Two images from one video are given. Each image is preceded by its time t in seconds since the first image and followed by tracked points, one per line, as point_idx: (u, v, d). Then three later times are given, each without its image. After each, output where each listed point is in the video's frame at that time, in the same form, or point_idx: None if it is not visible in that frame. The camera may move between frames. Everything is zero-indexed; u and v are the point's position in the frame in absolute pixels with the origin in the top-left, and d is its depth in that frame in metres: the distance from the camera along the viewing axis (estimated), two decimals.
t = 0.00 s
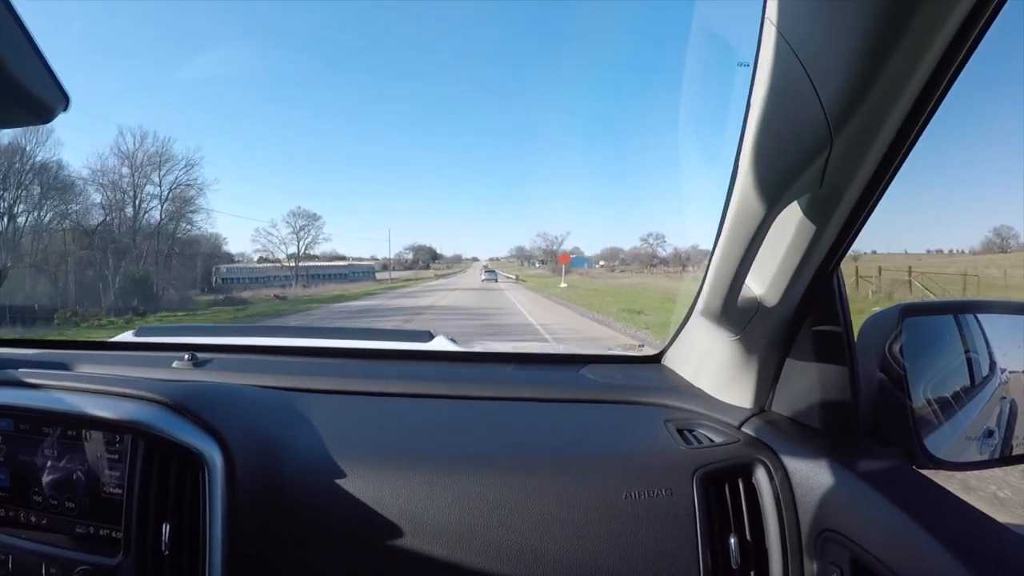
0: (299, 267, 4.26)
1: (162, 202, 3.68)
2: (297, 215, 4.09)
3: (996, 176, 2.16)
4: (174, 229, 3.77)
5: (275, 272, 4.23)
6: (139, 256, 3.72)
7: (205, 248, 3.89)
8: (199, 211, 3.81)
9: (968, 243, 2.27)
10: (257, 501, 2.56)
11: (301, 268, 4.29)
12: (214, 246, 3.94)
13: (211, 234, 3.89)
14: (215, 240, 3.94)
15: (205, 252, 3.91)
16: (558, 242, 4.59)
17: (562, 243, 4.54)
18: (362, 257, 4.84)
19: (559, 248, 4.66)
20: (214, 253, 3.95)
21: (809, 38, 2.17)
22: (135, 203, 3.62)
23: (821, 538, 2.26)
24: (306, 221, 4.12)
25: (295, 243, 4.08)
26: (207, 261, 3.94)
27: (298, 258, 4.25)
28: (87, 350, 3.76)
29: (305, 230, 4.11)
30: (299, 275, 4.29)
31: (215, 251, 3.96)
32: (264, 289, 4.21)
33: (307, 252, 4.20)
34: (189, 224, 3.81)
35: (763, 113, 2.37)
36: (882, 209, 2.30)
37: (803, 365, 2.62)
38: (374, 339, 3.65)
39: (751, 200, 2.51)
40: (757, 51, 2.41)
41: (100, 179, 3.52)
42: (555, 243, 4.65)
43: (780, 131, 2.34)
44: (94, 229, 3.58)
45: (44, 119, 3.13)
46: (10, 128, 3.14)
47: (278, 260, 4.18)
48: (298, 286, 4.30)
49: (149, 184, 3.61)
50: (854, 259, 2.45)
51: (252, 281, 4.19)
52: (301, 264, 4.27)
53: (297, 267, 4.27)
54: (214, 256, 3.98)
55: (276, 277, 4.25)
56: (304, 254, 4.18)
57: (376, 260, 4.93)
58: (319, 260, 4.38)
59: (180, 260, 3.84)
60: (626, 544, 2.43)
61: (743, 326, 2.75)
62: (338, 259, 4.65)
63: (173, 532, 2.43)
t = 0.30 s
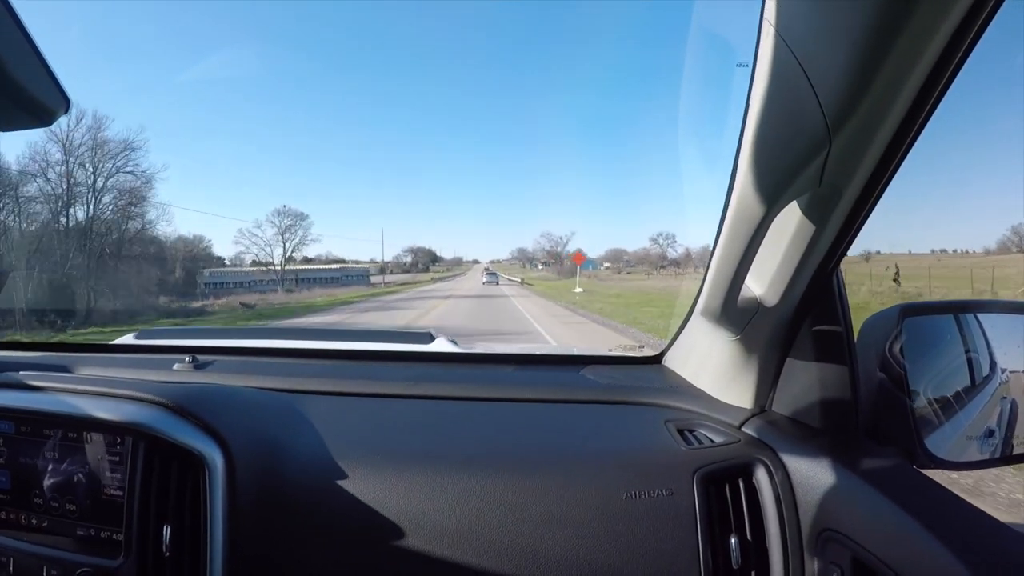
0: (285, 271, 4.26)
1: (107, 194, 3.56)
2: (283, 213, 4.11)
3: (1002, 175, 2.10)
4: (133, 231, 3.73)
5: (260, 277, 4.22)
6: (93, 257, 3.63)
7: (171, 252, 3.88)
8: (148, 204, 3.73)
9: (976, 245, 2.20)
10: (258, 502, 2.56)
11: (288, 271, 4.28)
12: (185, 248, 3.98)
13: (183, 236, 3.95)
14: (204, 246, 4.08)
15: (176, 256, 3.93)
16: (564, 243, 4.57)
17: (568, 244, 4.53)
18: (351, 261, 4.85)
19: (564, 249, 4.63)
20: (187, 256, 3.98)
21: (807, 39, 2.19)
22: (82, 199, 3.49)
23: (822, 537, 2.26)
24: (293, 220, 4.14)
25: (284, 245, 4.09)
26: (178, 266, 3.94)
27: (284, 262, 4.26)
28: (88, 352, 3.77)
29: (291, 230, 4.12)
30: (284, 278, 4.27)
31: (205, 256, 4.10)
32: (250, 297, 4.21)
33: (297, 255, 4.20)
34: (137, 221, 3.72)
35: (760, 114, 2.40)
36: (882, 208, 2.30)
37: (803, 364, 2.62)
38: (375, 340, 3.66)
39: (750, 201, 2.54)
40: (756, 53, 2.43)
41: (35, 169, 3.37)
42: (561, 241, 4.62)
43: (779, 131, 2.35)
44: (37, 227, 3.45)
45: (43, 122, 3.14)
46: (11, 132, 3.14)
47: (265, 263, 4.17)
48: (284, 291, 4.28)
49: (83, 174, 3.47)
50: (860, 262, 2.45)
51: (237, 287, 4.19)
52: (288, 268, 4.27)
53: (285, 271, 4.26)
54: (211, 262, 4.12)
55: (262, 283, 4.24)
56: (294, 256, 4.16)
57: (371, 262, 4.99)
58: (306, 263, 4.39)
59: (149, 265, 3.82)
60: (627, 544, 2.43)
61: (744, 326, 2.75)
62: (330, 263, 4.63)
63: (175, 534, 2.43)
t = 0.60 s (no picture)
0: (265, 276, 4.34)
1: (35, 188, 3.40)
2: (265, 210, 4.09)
3: (1000, 176, 2.08)
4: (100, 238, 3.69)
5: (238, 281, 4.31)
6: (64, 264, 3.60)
7: (147, 252, 3.91)
8: (83, 193, 3.61)
9: (988, 243, 2.14)
10: (257, 509, 2.56)
11: (268, 276, 4.36)
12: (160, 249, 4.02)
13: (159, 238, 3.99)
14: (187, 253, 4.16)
15: (151, 257, 3.96)
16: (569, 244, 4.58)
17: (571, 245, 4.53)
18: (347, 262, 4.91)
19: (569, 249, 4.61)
20: (163, 257, 4.02)
21: (804, 45, 2.19)
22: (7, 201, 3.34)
23: (820, 542, 2.26)
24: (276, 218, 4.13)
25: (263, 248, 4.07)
26: (153, 268, 3.98)
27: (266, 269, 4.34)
28: (89, 357, 3.79)
29: (273, 229, 4.11)
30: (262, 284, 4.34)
31: (189, 261, 4.16)
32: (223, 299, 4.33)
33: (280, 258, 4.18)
34: (80, 217, 3.61)
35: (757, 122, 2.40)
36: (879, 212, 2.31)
37: (801, 368, 2.62)
38: (376, 344, 3.67)
39: (745, 210, 2.56)
40: (751, 58, 2.43)
41: None
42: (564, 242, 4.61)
43: (775, 138, 2.35)
44: None
45: (38, 129, 3.12)
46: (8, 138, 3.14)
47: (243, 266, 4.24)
48: (265, 296, 4.36)
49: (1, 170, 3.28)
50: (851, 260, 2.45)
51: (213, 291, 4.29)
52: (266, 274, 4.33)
53: (266, 272, 4.33)
54: (186, 266, 4.17)
55: (242, 287, 4.32)
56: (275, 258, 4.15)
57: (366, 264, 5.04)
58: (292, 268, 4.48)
59: (121, 265, 3.82)
60: (626, 548, 2.43)
61: (742, 331, 2.76)
62: (322, 265, 4.69)
63: (174, 540, 2.44)
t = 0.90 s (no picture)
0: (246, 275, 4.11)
1: None
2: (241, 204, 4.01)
3: (999, 175, 2.05)
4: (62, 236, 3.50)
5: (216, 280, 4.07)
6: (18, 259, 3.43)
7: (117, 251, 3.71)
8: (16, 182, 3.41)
9: (989, 243, 2.09)
10: (258, 508, 2.56)
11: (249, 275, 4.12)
12: (133, 247, 3.81)
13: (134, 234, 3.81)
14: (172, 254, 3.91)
15: (122, 256, 3.74)
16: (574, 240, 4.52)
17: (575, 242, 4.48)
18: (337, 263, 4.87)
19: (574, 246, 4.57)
20: (133, 256, 3.78)
21: (803, 41, 2.19)
22: None
23: (821, 538, 2.26)
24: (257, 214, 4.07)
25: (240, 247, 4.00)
26: (123, 267, 3.75)
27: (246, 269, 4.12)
28: (90, 358, 3.78)
29: (251, 224, 4.06)
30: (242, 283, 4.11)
31: (163, 264, 3.89)
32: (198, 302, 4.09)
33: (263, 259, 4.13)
34: (17, 209, 3.40)
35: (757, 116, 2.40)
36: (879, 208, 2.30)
37: (802, 364, 2.62)
38: (377, 343, 3.67)
39: (745, 205, 2.56)
40: (751, 53, 2.43)
41: None
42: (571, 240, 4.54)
43: (775, 133, 2.35)
44: None
45: (37, 127, 3.13)
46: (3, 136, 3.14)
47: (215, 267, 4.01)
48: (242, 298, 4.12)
49: None
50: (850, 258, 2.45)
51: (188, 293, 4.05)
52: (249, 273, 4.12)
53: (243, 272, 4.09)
54: (163, 268, 3.90)
55: (222, 288, 4.10)
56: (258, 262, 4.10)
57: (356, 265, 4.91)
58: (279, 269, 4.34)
59: (85, 263, 3.60)
60: (627, 545, 2.43)
61: (742, 326, 2.76)
62: (310, 266, 4.57)
63: (174, 539, 2.43)
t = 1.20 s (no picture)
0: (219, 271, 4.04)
1: None
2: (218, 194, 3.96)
3: (1003, 180, 2.11)
4: (31, 227, 3.48)
5: (194, 279, 4.01)
6: None
7: (83, 246, 3.64)
8: None
9: (995, 248, 2.15)
10: (262, 504, 2.56)
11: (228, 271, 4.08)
12: (106, 242, 3.75)
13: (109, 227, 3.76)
14: (146, 250, 3.87)
15: (90, 251, 3.68)
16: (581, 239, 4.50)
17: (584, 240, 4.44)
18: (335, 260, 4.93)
19: (580, 246, 4.52)
20: (103, 251, 3.73)
21: (813, 42, 2.20)
22: None
23: (825, 539, 2.26)
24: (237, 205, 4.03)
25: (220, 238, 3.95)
26: (91, 262, 3.69)
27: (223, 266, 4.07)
28: (93, 353, 3.79)
29: (229, 215, 4.00)
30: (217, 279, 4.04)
31: (134, 259, 3.86)
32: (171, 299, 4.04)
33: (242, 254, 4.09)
34: None
35: (767, 117, 2.41)
36: (888, 209, 2.31)
37: (807, 366, 2.62)
38: (380, 340, 3.67)
39: (753, 205, 2.57)
40: (761, 53, 2.44)
41: None
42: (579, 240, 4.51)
43: (785, 133, 2.35)
44: None
45: (45, 122, 3.13)
46: (12, 131, 3.13)
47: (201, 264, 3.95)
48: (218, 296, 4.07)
49: None
50: (859, 261, 2.45)
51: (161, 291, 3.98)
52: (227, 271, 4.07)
53: (217, 269, 4.03)
54: (137, 265, 3.88)
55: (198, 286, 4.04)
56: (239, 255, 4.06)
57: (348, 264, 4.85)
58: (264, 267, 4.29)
59: (56, 259, 3.55)
60: (631, 545, 2.43)
61: (748, 327, 2.76)
62: (294, 266, 4.52)
63: (178, 534, 2.44)
